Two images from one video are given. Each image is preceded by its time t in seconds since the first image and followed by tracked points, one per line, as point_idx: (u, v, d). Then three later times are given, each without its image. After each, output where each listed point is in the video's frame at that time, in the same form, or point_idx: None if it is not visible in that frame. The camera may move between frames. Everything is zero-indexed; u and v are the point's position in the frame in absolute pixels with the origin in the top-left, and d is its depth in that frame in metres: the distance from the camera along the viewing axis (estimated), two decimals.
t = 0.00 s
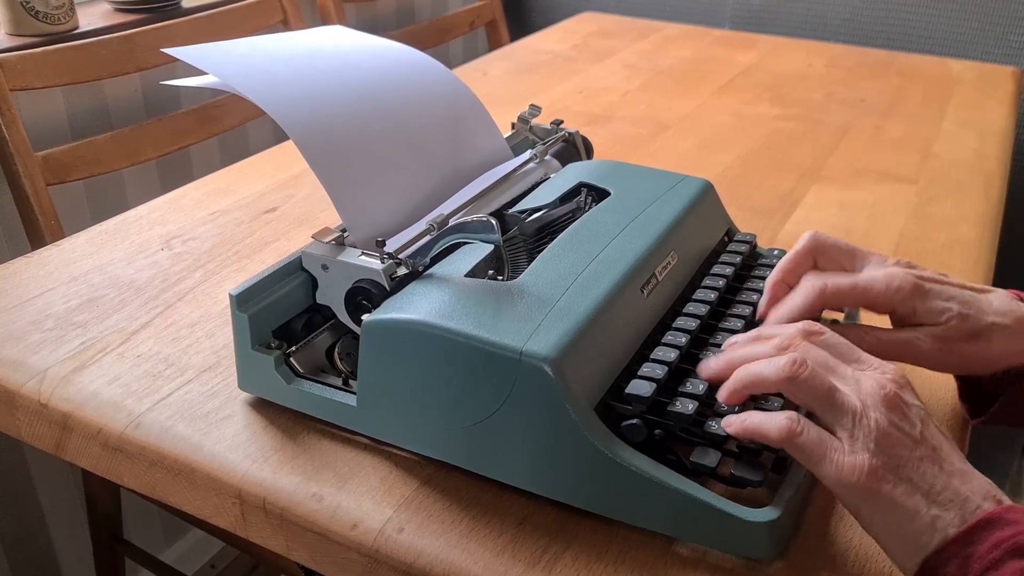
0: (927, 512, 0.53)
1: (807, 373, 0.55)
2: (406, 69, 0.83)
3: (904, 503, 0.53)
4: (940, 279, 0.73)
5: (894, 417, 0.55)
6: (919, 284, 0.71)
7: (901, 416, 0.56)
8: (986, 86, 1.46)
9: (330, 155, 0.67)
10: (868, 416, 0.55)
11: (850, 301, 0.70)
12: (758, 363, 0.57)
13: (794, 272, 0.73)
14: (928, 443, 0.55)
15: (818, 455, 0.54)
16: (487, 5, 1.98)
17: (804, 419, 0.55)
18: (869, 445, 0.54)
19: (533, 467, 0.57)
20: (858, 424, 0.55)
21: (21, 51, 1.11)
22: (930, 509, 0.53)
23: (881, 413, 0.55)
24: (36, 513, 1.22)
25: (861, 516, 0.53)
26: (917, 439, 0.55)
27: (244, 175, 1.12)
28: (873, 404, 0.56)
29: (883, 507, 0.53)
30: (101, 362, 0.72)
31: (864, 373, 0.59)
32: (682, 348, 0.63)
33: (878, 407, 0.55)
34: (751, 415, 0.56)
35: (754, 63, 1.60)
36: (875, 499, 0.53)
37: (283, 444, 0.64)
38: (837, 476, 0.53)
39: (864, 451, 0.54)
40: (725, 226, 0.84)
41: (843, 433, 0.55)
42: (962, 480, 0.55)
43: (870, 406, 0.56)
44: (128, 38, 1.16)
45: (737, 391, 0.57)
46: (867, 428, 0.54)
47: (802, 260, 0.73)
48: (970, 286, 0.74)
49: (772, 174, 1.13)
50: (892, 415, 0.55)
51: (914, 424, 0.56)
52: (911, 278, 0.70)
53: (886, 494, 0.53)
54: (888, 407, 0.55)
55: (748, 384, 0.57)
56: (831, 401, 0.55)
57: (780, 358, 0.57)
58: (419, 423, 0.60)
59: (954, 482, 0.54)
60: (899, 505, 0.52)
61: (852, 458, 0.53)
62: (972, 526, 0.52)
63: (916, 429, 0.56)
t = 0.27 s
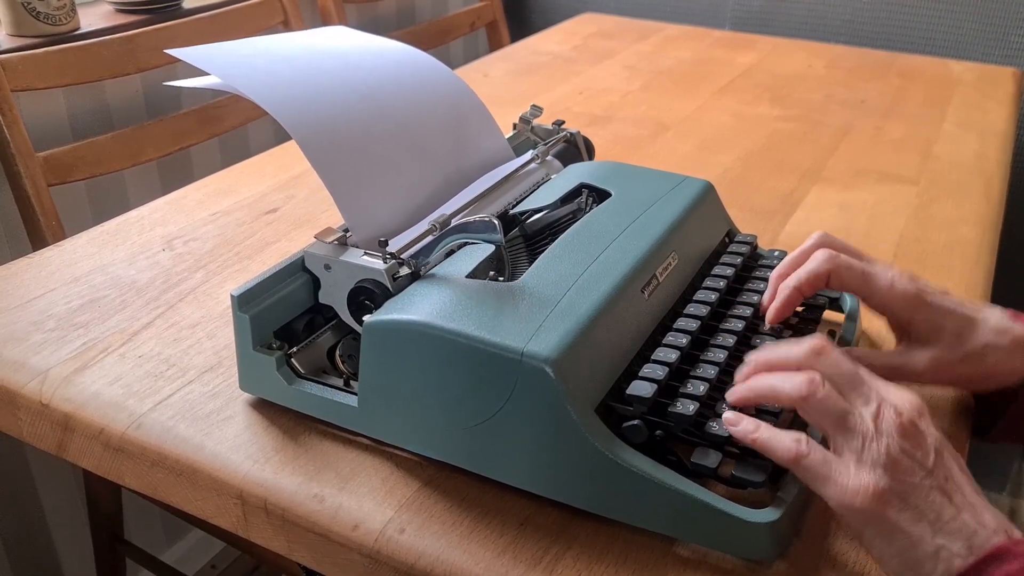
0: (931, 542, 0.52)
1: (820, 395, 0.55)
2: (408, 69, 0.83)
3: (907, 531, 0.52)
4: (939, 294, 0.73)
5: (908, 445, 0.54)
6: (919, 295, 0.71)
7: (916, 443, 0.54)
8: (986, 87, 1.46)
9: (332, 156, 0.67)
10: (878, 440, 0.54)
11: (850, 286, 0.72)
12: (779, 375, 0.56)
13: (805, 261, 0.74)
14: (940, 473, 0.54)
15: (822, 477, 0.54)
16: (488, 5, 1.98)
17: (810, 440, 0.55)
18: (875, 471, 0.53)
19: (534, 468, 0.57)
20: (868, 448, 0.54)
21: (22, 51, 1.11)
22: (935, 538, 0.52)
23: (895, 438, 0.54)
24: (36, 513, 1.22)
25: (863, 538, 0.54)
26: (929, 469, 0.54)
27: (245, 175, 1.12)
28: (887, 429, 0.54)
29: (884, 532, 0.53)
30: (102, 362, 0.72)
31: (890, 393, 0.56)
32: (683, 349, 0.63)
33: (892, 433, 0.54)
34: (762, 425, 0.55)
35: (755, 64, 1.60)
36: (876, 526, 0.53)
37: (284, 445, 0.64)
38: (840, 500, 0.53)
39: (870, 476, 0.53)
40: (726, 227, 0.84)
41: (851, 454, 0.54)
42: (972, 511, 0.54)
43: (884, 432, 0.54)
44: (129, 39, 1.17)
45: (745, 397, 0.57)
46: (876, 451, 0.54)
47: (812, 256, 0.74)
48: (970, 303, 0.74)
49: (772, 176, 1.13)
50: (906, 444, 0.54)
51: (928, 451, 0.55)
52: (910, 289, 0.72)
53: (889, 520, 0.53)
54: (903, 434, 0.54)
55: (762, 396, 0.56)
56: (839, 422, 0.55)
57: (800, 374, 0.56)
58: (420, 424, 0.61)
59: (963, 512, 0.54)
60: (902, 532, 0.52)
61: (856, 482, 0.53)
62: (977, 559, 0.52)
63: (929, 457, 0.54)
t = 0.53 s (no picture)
0: (927, 531, 0.52)
1: (816, 391, 0.56)
2: (409, 68, 0.83)
3: (904, 521, 0.52)
4: (937, 276, 0.73)
5: (902, 437, 0.55)
6: (918, 281, 0.70)
7: (911, 436, 0.55)
8: (986, 87, 1.46)
9: (333, 155, 0.67)
10: (873, 434, 0.54)
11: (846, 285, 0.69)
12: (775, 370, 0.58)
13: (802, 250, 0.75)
14: (937, 464, 0.55)
15: (819, 470, 0.54)
16: (488, 5, 1.98)
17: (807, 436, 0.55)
18: (871, 462, 0.54)
19: (534, 468, 0.57)
20: (862, 441, 0.54)
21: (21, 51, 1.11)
22: (932, 528, 0.52)
23: (889, 431, 0.55)
24: (36, 513, 1.22)
25: (859, 530, 0.53)
26: (925, 460, 0.55)
27: (245, 175, 1.12)
28: (881, 423, 0.55)
29: (881, 523, 0.53)
30: (102, 362, 0.72)
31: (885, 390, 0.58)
32: (683, 348, 0.63)
33: (886, 427, 0.55)
34: (756, 421, 0.55)
35: (754, 64, 1.60)
36: (873, 516, 0.53)
37: (284, 444, 0.64)
38: (837, 493, 0.53)
39: (866, 467, 0.53)
40: (726, 226, 0.84)
41: (846, 447, 0.55)
42: (971, 501, 0.54)
43: (878, 426, 0.55)
44: (129, 39, 1.17)
45: (742, 386, 0.59)
46: (871, 445, 0.54)
47: (806, 239, 0.76)
48: (967, 284, 0.74)
49: (772, 175, 1.13)
50: (901, 436, 0.55)
51: (922, 444, 0.55)
52: (910, 273, 0.70)
53: (885, 511, 0.53)
54: (897, 427, 0.55)
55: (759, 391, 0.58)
56: (834, 418, 0.55)
57: (796, 371, 0.57)
58: (420, 424, 0.60)
59: (961, 502, 0.54)
60: (898, 523, 0.52)
61: (852, 474, 0.53)
62: (977, 549, 0.52)
63: (925, 450, 0.55)
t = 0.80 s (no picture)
0: (925, 536, 0.53)
1: (826, 388, 0.56)
2: (410, 68, 0.83)
3: (903, 526, 0.53)
4: (922, 293, 0.73)
5: (904, 444, 0.56)
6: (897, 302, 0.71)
7: (912, 443, 0.56)
8: (987, 88, 1.46)
9: (335, 154, 0.67)
10: (877, 440, 0.55)
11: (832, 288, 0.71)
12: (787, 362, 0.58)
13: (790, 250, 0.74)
14: (936, 472, 0.56)
15: (820, 472, 0.54)
16: (488, 5, 1.98)
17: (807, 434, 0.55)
18: (874, 467, 0.54)
19: (533, 468, 0.57)
20: (866, 446, 0.55)
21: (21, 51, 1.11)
22: (930, 533, 0.53)
23: (893, 438, 0.55)
24: (36, 513, 1.22)
25: (857, 534, 0.53)
26: (924, 467, 0.55)
27: (245, 175, 1.12)
28: (886, 429, 0.56)
29: (881, 527, 0.53)
30: (102, 361, 0.72)
31: (889, 393, 0.58)
32: (682, 348, 0.63)
33: (890, 433, 0.55)
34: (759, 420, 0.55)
35: (754, 64, 1.60)
36: (873, 519, 0.53)
37: (284, 444, 0.64)
38: (837, 494, 0.53)
39: (869, 471, 0.54)
40: (725, 226, 0.84)
41: (850, 451, 0.55)
42: (966, 509, 0.55)
43: (883, 432, 0.56)
44: (129, 39, 1.17)
45: (751, 378, 0.59)
46: (875, 449, 0.55)
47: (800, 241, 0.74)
48: (951, 302, 0.74)
49: (772, 176, 1.13)
50: (902, 443, 0.56)
51: (923, 451, 0.56)
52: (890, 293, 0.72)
53: (886, 516, 0.53)
54: (901, 435, 0.56)
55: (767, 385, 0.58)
56: (842, 418, 0.56)
57: (808, 368, 0.57)
58: (419, 424, 0.61)
59: (958, 509, 0.55)
60: (898, 527, 0.53)
61: (855, 477, 0.53)
62: (973, 554, 0.53)
63: (925, 458, 0.56)
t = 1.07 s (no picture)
0: (891, 503, 0.52)
1: (785, 360, 0.57)
2: (412, 68, 0.83)
3: (866, 492, 0.53)
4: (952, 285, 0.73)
5: (868, 413, 0.56)
6: (934, 289, 0.71)
7: (877, 412, 0.56)
8: (987, 88, 1.46)
9: (339, 153, 0.67)
10: (840, 408, 0.55)
11: (865, 279, 0.70)
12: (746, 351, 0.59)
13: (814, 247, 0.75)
14: (902, 441, 0.55)
15: (786, 438, 0.55)
16: (488, 5, 1.98)
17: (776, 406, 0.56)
18: (837, 433, 0.54)
19: (534, 468, 0.57)
20: (830, 413, 0.55)
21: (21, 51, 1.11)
22: (895, 499, 0.52)
23: (856, 406, 0.55)
24: (36, 513, 1.22)
25: (824, 502, 0.54)
26: (889, 436, 0.55)
27: (245, 175, 1.12)
28: (849, 397, 0.56)
29: (845, 493, 0.53)
30: (102, 361, 0.72)
31: (856, 368, 0.58)
32: (683, 348, 0.63)
33: (853, 401, 0.56)
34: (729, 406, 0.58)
35: (754, 64, 1.60)
36: (837, 485, 0.53)
37: (285, 444, 0.64)
38: (802, 460, 0.54)
39: (832, 436, 0.54)
40: (726, 226, 0.84)
41: (813, 418, 0.55)
42: (934, 478, 0.54)
43: (845, 400, 0.56)
44: (129, 39, 1.17)
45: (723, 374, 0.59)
46: (839, 416, 0.55)
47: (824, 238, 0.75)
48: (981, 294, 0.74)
49: (772, 175, 1.13)
50: (866, 411, 0.56)
51: (888, 421, 0.56)
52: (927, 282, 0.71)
53: (849, 481, 0.53)
54: (863, 403, 0.56)
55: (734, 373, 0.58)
56: (804, 388, 0.56)
57: (765, 347, 0.58)
58: (420, 424, 0.61)
59: (924, 477, 0.54)
60: (861, 493, 0.53)
61: (818, 441, 0.54)
62: (941, 522, 0.52)
63: (890, 427, 0.56)
